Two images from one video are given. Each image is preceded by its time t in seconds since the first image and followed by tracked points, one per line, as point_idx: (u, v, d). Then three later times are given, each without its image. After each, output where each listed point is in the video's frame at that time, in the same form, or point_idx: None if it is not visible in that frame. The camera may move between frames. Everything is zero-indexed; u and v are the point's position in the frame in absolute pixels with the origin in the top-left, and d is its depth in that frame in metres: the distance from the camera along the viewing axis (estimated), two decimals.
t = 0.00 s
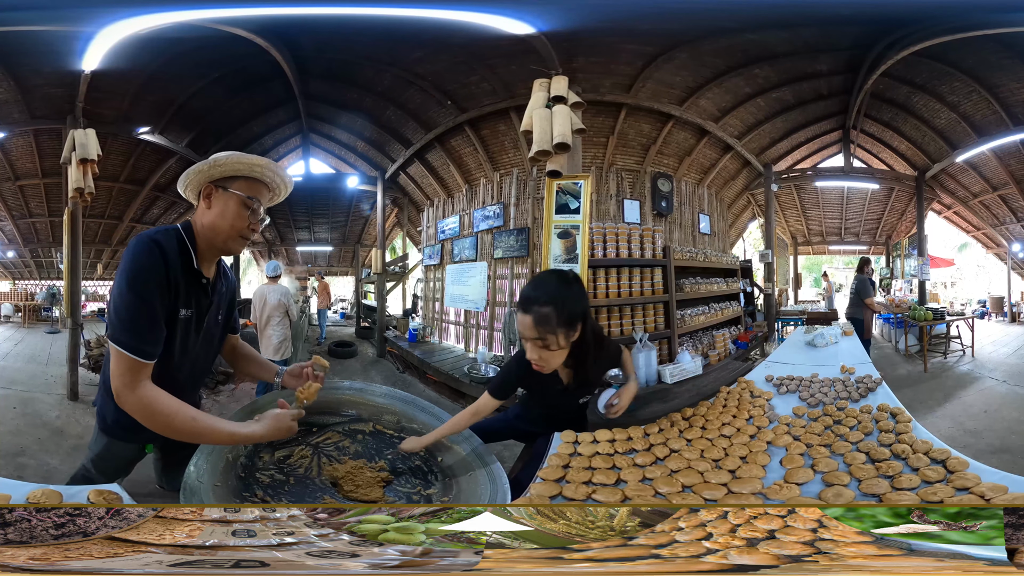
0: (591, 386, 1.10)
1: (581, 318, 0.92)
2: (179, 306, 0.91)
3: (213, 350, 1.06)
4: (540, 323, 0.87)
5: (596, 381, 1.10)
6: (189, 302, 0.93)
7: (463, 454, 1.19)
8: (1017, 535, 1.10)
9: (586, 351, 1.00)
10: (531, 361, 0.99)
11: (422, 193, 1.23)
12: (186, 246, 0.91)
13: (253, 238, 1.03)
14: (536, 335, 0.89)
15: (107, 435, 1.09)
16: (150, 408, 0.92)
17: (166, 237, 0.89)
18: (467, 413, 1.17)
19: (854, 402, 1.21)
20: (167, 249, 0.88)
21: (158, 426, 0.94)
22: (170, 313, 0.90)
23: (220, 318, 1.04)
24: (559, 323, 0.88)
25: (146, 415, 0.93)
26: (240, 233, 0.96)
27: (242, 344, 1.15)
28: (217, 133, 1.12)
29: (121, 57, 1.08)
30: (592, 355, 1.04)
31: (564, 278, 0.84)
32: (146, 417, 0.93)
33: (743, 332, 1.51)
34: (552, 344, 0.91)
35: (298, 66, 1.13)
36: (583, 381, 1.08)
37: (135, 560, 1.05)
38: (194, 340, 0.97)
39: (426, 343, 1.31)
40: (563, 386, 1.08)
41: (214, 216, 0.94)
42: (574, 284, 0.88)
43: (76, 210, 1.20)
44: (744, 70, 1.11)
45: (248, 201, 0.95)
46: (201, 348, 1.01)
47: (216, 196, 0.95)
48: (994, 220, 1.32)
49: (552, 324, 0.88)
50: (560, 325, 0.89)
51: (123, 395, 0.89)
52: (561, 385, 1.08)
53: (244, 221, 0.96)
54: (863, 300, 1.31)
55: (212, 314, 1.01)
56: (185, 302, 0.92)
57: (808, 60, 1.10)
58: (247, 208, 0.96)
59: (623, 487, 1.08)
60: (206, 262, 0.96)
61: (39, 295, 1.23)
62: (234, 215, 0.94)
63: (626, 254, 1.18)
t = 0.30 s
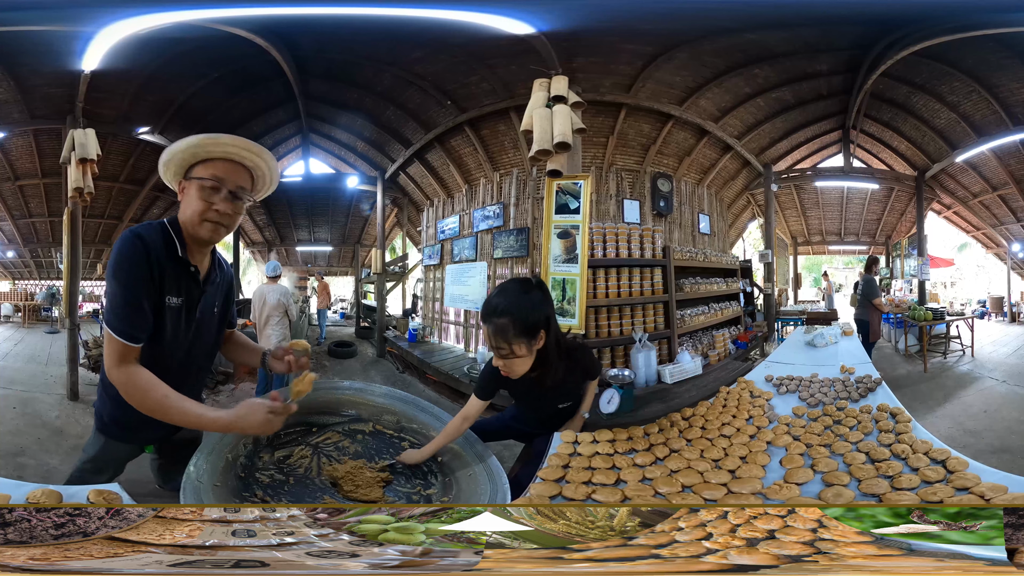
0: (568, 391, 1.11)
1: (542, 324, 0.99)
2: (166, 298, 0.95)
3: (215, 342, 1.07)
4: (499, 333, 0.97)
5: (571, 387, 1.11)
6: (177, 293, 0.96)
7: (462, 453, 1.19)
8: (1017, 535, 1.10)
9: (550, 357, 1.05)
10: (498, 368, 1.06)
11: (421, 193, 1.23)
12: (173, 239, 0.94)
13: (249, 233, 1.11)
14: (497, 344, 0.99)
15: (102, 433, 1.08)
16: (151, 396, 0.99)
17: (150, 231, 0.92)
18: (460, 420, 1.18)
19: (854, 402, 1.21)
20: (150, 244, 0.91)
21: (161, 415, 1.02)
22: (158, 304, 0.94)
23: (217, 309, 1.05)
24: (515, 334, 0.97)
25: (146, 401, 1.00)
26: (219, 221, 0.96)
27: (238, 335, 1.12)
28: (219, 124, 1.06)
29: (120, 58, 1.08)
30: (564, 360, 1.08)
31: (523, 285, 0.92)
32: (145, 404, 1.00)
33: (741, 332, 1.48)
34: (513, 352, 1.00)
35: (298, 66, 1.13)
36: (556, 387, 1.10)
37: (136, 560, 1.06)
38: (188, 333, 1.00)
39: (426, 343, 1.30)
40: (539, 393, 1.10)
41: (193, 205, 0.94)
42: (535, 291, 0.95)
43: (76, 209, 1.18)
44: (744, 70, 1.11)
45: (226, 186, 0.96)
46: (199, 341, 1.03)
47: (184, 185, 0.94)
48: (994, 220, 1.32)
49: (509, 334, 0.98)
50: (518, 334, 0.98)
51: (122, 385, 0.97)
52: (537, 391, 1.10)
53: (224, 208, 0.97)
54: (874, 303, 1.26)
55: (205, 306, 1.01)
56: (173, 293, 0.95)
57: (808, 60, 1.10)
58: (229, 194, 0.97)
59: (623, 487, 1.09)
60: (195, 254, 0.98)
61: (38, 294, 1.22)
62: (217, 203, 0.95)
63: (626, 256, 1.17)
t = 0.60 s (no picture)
0: (563, 394, 1.12)
1: (535, 327, 0.99)
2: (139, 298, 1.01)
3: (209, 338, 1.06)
4: (492, 335, 0.98)
5: (565, 390, 1.12)
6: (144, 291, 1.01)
7: (462, 454, 1.21)
8: (1017, 535, 1.10)
9: (546, 360, 1.05)
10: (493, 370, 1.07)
11: (421, 194, 1.23)
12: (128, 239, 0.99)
13: (248, 232, 1.23)
14: (491, 345, 0.99)
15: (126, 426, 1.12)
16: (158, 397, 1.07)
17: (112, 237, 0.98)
18: (456, 420, 1.18)
19: (854, 402, 1.20)
20: (112, 248, 0.98)
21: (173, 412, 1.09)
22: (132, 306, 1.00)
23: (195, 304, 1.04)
24: (508, 335, 0.97)
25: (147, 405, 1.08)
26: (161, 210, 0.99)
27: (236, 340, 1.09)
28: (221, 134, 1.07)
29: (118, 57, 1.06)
30: (563, 365, 1.09)
31: (517, 286, 0.93)
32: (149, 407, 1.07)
33: (743, 331, 1.45)
34: (508, 353, 1.00)
35: (297, 66, 1.12)
36: (551, 389, 1.11)
37: (136, 560, 1.05)
38: (171, 332, 1.03)
39: (426, 343, 1.31)
40: (533, 395, 1.12)
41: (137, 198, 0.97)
42: (528, 293, 0.95)
43: (75, 209, 1.14)
44: (744, 70, 1.12)
45: (152, 159, 0.98)
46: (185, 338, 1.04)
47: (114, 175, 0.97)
48: (994, 221, 1.32)
49: (502, 335, 0.98)
50: (510, 336, 0.98)
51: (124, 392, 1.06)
52: (532, 391, 1.11)
53: (162, 184, 0.98)
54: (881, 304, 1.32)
55: (168, 301, 1.03)
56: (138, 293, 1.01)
57: (808, 60, 1.10)
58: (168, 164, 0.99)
59: (622, 487, 1.09)
60: (151, 249, 1.00)
61: (37, 295, 1.19)
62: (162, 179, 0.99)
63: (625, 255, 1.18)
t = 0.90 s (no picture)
0: (562, 398, 1.14)
1: (535, 332, 0.99)
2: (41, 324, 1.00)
3: (125, 342, 1.03)
4: (489, 344, 0.99)
5: (565, 394, 1.14)
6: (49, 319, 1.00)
7: (462, 452, 1.22)
8: (1016, 535, 1.10)
9: (545, 364, 1.07)
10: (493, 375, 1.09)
11: (421, 194, 1.23)
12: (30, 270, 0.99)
13: (247, 233, 1.29)
14: (490, 353, 1.00)
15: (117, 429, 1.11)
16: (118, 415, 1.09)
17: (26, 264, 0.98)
18: (450, 418, 1.19)
19: (854, 402, 1.20)
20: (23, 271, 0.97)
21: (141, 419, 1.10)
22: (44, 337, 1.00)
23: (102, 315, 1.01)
24: (507, 342, 0.98)
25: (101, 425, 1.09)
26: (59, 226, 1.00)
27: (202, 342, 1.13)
28: (213, 134, 1.25)
29: (119, 58, 1.07)
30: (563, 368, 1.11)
31: (515, 291, 0.94)
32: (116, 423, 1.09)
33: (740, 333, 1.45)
34: (506, 360, 1.01)
35: (297, 66, 1.12)
36: (550, 391, 1.13)
37: (136, 560, 1.05)
38: (76, 354, 1.02)
39: (426, 343, 1.30)
40: (533, 398, 1.14)
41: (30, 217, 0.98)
42: (526, 298, 0.96)
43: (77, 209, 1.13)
44: (744, 70, 1.12)
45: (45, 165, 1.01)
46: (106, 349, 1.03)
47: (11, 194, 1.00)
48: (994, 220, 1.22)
49: (501, 343, 0.98)
50: (509, 343, 0.99)
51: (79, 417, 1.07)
52: (531, 394, 1.13)
53: (24, 194, 0.98)
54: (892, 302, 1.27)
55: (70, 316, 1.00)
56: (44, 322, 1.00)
57: (808, 60, 1.10)
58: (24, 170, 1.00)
59: (622, 487, 1.09)
60: (45, 266, 0.99)
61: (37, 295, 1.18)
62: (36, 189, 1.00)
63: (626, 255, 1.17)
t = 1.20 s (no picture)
0: (562, 399, 1.16)
1: (539, 332, 0.98)
2: None
3: (52, 351, 0.99)
4: (492, 350, 0.95)
5: (566, 395, 1.15)
6: None
7: (462, 452, 1.21)
8: (1016, 535, 1.09)
9: (549, 365, 1.07)
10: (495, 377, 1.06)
11: (421, 194, 1.24)
12: None
13: (248, 233, 1.30)
14: (493, 357, 0.96)
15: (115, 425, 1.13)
16: (51, 421, 1.07)
17: None
18: (450, 413, 1.19)
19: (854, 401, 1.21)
20: None
21: (86, 424, 1.09)
22: None
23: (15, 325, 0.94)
24: (511, 346, 0.94)
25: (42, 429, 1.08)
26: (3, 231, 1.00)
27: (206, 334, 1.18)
28: (213, 134, 1.25)
29: (117, 58, 1.06)
30: (565, 366, 1.11)
31: (518, 292, 0.92)
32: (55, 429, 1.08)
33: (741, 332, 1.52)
34: (510, 364, 0.98)
35: (297, 66, 1.12)
36: (552, 393, 1.14)
37: (136, 560, 1.06)
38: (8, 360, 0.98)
39: (426, 343, 1.33)
40: (533, 398, 1.16)
41: None
42: (528, 299, 0.95)
43: (76, 209, 1.19)
44: (744, 70, 1.12)
45: None
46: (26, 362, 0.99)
47: None
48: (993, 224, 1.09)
49: (504, 347, 0.94)
50: (514, 346, 0.95)
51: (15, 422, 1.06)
52: (533, 395, 1.14)
53: None
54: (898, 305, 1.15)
55: None
56: None
57: (808, 60, 1.10)
58: None
59: (622, 487, 1.08)
60: None
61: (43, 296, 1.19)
62: None
63: (625, 254, 1.20)
